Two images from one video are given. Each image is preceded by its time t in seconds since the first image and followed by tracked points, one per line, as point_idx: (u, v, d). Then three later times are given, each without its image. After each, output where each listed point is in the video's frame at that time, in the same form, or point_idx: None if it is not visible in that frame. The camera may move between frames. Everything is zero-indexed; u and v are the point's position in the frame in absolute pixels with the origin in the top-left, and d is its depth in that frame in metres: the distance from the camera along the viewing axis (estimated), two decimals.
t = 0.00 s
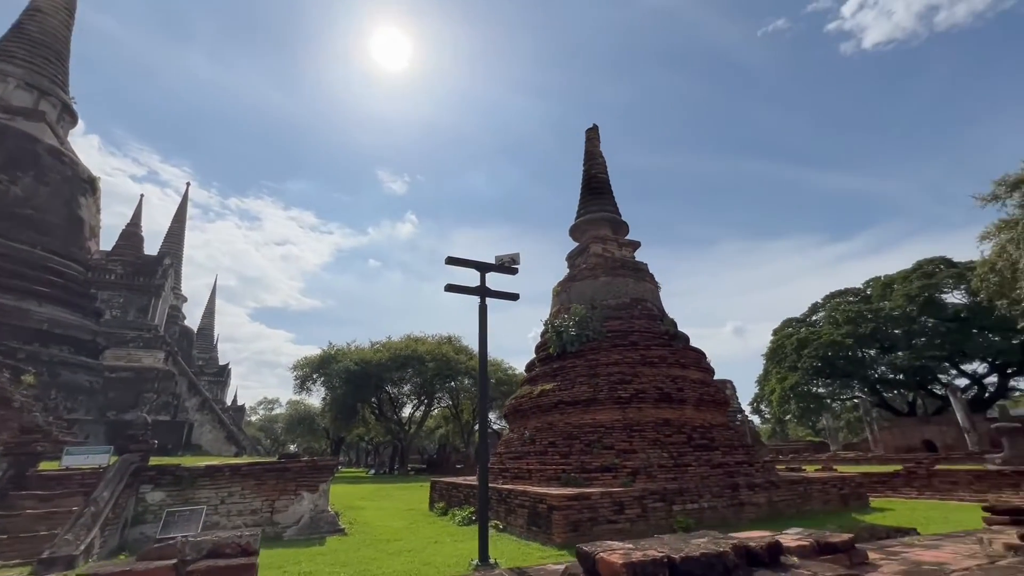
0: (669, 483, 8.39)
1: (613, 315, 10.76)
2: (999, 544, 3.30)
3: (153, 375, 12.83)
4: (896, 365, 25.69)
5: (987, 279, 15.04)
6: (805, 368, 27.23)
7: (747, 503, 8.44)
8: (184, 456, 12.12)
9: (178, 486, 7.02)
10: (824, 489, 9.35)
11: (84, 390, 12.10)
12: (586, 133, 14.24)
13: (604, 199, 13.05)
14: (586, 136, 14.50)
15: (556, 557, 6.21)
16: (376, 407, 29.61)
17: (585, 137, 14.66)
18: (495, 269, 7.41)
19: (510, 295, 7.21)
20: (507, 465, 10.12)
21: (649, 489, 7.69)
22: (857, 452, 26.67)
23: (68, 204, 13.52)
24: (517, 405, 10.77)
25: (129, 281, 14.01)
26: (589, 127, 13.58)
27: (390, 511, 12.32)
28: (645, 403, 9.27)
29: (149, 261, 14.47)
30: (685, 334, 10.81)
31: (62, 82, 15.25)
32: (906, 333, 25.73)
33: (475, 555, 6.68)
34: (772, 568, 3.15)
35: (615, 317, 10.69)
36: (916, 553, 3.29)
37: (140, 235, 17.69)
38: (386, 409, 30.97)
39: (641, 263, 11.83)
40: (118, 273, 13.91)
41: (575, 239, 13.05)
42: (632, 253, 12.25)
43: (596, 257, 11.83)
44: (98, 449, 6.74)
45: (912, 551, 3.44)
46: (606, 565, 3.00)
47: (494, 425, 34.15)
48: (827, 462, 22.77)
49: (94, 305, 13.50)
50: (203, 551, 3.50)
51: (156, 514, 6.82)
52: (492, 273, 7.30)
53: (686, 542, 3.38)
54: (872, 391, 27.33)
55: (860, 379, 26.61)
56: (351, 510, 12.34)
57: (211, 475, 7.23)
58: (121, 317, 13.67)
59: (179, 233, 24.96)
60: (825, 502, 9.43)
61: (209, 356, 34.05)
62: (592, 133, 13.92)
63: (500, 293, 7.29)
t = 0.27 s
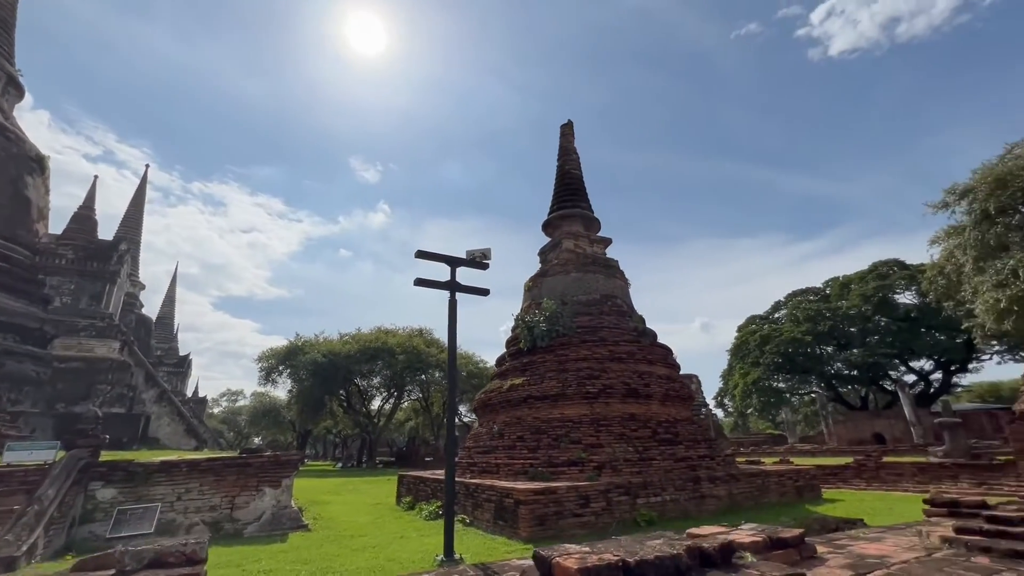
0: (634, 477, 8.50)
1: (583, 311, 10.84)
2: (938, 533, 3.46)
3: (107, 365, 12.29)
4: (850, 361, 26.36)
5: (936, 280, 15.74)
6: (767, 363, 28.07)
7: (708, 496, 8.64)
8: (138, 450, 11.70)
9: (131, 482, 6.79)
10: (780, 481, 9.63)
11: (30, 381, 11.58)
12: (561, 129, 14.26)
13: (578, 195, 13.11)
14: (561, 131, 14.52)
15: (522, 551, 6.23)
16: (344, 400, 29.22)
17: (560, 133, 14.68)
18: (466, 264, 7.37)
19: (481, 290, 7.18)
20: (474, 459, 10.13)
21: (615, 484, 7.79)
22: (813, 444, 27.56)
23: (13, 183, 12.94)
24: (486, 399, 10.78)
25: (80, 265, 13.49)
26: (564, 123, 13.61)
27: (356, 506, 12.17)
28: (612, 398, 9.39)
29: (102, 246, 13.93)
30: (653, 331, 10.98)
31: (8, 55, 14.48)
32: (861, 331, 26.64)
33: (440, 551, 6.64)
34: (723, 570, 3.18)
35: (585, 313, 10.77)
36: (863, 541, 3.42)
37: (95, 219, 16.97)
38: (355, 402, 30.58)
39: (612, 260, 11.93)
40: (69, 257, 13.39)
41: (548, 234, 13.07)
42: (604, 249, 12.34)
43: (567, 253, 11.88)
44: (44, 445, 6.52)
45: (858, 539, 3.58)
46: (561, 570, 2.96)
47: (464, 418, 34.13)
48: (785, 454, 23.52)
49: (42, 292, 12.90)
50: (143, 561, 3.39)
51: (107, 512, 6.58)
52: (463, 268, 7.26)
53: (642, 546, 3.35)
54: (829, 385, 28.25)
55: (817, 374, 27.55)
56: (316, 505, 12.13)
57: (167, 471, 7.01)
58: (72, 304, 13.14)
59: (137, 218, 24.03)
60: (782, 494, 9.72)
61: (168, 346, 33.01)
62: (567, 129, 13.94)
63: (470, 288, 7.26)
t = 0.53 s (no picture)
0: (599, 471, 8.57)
1: (553, 307, 10.87)
2: (884, 525, 3.58)
3: (56, 355, 11.88)
4: (808, 358, 27.22)
5: (889, 281, 16.38)
6: (731, 359, 28.85)
7: (671, 489, 8.80)
8: (89, 444, 11.26)
9: (79, 481, 6.52)
10: (740, 474, 9.90)
11: None
12: (535, 124, 14.24)
13: (550, 191, 13.14)
14: (535, 126, 14.50)
15: (487, 547, 6.22)
16: (310, 392, 28.72)
17: (535, 128, 14.66)
18: (436, 259, 7.29)
19: (449, 285, 7.12)
20: (442, 454, 10.09)
21: (580, 478, 7.85)
22: (772, 437, 28.38)
23: None
24: (455, 394, 10.75)
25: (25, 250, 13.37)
26: (538, 118, 13.59)
27: (320, 501, 11.99)
28: (580, 394, 9.47)
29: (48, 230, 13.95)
30: (622, 328, 11.09)
31: None
32: (819, 328, 27.72)
33: (405, 547, 6.57)
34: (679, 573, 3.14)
35: (555, 309, 10.81)
36: (814, 533, 3.52)
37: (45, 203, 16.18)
38: (321, 394, 30.09)
39: (583, 257, 12.00)
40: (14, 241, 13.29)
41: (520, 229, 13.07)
42: (575, 246, 12.39)
43: (539, 249, 11.87)
44: None
45: (808, 531, 3.68)
46: None
47: (433, 411, 33.95)
48: (745, 446, 24.19)
49: None
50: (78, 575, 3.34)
51: (51, 512, 6.31)
52: (432, 262, 7.18)
53: (598, 550, 3.30)
54: (788, 380, 28.96)
55: (777, 369, 28.31)
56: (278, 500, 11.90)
57: (118, 468, 6.76)
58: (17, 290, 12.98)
59: (90, 201, 23.02)
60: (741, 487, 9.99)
61: (123, 336, 31.82)
62: (542, 124, 13.93)
63: (439, 283, 7.20)
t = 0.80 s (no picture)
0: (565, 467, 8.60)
1: (523, 303, 10.88)
2: (830, 520, 3.69)
3: None
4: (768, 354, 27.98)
5: (846, 281, 17.00)
6: (696, 354, 29.60)
7: (634, 484, 8.92)
8: (36, 440, 10.84)
9: (21, 480, 6.21)
10: (701, 468, 10.12)
11: None
12: (509, 118, 14.19)
13: (522, 187, 13.13)
14: (509, 121, 14.45)
15: (452, 543, 6.14)
16: (275, 385, 28.13)
17: (508, 122, 14.60)
18: (404, 253, 7.20)
19: (418, 281, 7.05)
20: (409, 450, 10.02)
21: (546, 474, 7.87)
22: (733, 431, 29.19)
23: None
24: (423, 389, 10.68)
25: None
26: (512, 113, 13.54)
27: (283, 497, 11.76)
28: (548, 389, 9.52)
29: None
30: (591, 324, 11.19)
31: None
32: (780, 325, 28.61)
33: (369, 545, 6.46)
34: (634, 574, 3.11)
35: (525, 305, 10.80)
36: (767, 528, 3.59)
37: None
38: (287, 387, 29.50)
39: (554, 253, 12.04)
40: None
41: (492, 224, 13.03)
42: (547, 242, 12.42)
43: (510, 244, 11.83)
44: None
45: (761, 526, 3.75)
46: None
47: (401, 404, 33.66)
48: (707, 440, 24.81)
49: None
50: None
51: None
52: (401, 257, 7.09)
53: (553, 559, 3.25)
54: (749, 375, 29.80)
55: (739, 365, 29.10)
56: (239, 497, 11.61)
57: (64, 467, 6.47)
58: None
59: (37, 182, 21.89)
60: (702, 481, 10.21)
61: (75, 325, 30.52)
62: (516, 119, 13.89)
63: (407, 278, 7.11)
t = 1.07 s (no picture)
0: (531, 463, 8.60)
1: (493, 299, 10.83)
2: (782, 517, 3.81)
3: None
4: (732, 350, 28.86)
5: (805, 281, 17.55)
6: (663, 350, 30.14)
7: (599, 479, 8.98)
8: None
9: None
10: (664, 463, 10.32)
11: None
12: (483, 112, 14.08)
13: (495, 182, 13.07)
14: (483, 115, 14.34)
15: (415, 541, 6.00)
16: (237, 378, 27.41)
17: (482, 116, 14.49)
18: (372, 248, 7.08)
19: (384, 276, 6.97)
20: (374, 446, 9.89)
21: (512, 470, 7.85)
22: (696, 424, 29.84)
23: None
24: (390, 385, 10.58)
25: None
26: (486, 107, 13.44)
27: (242, 495, 11.47)
28: (516, 386, 9.54)
29: None
30: (560, 321, 11.23)
31: None
32: (743, 322, 29.36)
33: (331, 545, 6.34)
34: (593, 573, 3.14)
35: (495, 301, 10.75)
36: (722, 524, 3.69)
37: None
38: (249, 380, 28.78)
39: (525, 249, 12.03)
40: None
41: (463, 218, 12.92)
42: (518, 238, 12.39)
43: (481, 240, 11.76)
44: None
45: (716, 522, 3.85)
46: None
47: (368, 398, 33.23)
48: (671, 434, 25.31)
49: None
50: None
51: None
52: (367, 252, 6.97)
53: (508, 569, 3.21)
54: (713, 371, 30.41)
55: (704, 361, 29.70)
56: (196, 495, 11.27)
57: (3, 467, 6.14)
58: None
59: None
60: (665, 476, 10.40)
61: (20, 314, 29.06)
62: (489, 113, 13.79)
63: (374, 273, 7.01)
